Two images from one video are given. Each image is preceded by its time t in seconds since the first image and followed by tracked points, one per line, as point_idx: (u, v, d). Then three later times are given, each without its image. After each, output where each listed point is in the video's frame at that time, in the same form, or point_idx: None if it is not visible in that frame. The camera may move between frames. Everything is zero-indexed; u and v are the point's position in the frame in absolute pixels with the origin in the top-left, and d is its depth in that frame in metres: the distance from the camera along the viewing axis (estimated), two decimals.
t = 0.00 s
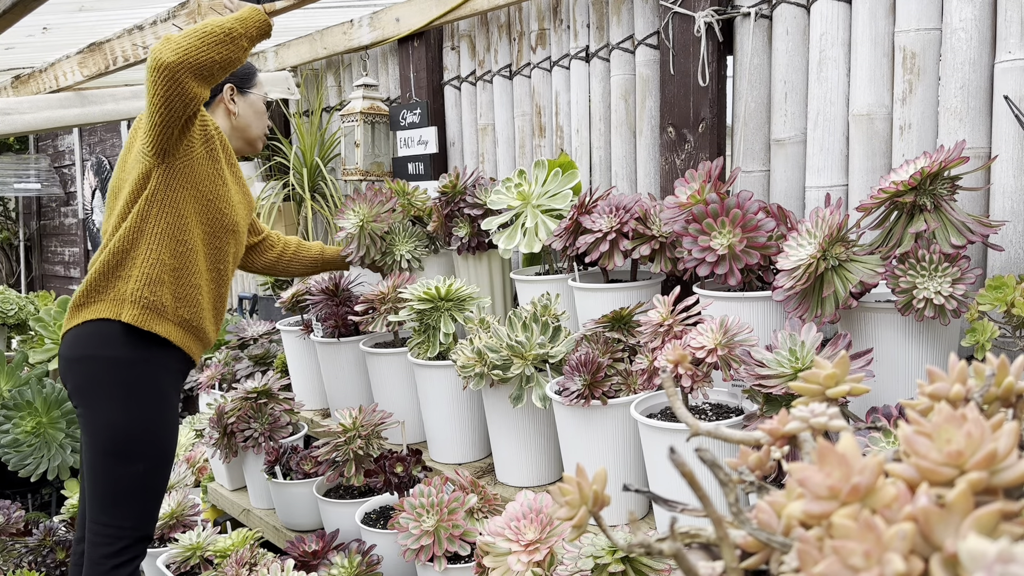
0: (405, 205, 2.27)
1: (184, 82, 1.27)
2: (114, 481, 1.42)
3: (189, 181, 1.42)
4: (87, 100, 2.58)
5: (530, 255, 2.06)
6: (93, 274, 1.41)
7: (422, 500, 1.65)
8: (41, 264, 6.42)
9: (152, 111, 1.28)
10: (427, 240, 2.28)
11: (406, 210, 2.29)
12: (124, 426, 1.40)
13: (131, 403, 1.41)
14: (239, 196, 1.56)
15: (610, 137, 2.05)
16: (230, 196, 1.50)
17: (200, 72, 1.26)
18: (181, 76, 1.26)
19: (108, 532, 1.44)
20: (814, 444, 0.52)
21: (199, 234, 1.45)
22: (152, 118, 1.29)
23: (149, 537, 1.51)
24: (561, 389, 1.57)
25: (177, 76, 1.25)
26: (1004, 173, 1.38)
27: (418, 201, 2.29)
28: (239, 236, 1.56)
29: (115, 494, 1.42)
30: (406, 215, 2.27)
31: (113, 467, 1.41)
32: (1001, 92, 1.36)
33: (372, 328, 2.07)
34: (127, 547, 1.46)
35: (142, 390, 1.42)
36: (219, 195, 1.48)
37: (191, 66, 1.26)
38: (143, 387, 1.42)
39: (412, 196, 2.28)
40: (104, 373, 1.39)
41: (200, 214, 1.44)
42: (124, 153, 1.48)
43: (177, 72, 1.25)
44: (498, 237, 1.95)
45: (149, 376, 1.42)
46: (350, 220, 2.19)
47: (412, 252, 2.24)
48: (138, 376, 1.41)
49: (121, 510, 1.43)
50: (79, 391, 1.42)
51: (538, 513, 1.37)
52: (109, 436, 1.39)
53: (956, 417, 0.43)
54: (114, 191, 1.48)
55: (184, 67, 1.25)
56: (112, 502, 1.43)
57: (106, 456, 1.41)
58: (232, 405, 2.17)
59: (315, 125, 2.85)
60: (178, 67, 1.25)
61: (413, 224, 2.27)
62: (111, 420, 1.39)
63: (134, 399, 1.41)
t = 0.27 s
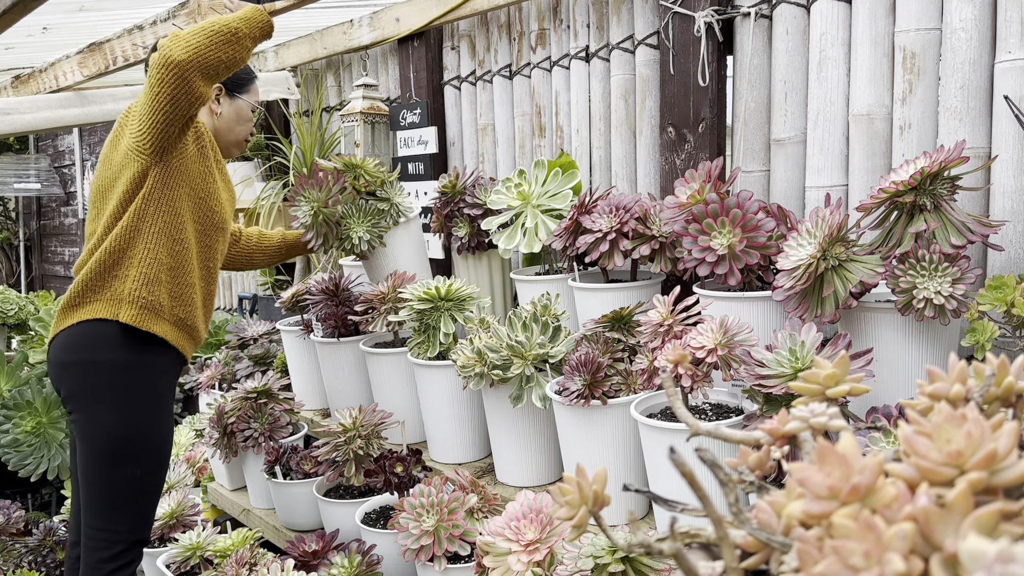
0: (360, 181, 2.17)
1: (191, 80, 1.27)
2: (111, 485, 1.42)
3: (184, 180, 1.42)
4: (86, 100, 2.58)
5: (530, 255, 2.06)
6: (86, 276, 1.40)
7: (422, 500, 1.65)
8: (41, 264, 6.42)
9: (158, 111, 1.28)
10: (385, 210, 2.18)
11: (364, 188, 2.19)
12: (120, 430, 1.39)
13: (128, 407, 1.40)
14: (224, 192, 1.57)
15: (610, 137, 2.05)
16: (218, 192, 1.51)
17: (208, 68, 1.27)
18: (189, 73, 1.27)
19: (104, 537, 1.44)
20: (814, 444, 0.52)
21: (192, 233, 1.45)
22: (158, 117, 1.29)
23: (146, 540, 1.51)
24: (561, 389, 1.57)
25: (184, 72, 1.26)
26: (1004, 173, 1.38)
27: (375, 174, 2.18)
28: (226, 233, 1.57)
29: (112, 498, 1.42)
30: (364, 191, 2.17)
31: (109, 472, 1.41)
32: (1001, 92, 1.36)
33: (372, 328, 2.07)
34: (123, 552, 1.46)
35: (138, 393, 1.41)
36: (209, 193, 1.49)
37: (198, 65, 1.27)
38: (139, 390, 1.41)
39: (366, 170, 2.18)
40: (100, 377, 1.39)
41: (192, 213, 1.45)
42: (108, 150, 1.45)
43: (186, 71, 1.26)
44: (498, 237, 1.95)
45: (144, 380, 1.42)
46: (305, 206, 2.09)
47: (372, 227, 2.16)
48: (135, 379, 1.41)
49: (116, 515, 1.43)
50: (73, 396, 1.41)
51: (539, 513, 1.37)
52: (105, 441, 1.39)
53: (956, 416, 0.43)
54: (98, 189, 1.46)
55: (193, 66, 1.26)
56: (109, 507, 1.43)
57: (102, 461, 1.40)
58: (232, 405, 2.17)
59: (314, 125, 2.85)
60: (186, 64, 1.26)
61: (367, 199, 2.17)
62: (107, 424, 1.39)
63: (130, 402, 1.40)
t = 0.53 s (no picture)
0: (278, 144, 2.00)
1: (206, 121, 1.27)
2: (95, 492, 1.42)
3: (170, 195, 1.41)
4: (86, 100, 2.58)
5: (530, 255, 2.06)
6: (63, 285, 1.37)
7: (422, 500, 1.65)
8: (41, 265, 6.43)
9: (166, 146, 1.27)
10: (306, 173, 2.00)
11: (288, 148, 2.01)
12: (100, 437, 1.40)
13: (107, 413, 1.40)
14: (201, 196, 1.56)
15: (610, 137, 2.05)
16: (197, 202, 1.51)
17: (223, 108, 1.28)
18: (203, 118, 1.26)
19: (90, 543, 1.44)
20: (814, 444, 0.52)
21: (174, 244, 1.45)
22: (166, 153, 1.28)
23: (133, 544, 1.52)
24: (561, 389, 1.57)
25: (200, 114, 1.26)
26: (1004, 173, 1.38)
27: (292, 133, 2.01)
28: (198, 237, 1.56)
29: (98, 505, 1.42)
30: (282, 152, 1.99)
31: (92, 479, 1.41)
32: (1001, 92, 1.36)
33: (372, 328, 2.07)
34: (111, 557, 1.46)
35: (116, 400, 1.41)
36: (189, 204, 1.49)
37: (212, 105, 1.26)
38: (118, 397, 1.41)
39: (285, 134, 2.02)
40: (76, 387, 1.38)
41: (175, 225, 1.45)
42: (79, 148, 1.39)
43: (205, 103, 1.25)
44: (498, 237, 1.95)
45: (122, 386, 1.42)
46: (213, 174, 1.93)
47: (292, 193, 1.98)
48: (112, 386, 1.41)
49: (102, 521, 1.44)
50: (50, 406, 1.40)
51: (539, 513, 1.37)
52: (86, 449, 1.39)
53: (956, 417, 0.43)
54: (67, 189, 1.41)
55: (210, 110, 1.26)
56: (95, 513, 1.43)
57: (84, 469, 1.40)
58: (232, 405, 2.17)
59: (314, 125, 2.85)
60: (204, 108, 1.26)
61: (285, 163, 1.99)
62: (87, 432, 1.39)
63: (108, 409, 1.40)
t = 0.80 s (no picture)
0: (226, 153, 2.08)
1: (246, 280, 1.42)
2: (102, 495, 1.39)
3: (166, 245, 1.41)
4: (86, 100, 2.58)
5: (530, 255, 2.06)
6: (53, 325, 1.31)
7: (422, 500, 1.65)
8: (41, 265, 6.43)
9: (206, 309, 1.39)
10: (239, 185, 2.06)
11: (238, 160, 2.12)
12: (104, 438, 1.37)
13: (110, 414, 1.38)
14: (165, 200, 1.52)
15: (610, 137, 2.05)
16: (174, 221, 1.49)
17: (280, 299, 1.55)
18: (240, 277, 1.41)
19: (100, 544, 1.42)
20: (814, 444, 0.52)
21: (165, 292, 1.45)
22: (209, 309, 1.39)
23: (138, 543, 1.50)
24: (561, 389, 1.57)
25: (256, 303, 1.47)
26: (1004, 173, 1.38)
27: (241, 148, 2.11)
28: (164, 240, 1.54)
29: (106, 506, 1.40)
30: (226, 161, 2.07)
31: (99, 481, 1.39)
32: (1001, 92, 1.36)
33: (372, 328, 2.07)
34: (122, 555, 1.45)
35: (118, 399, 1.39)
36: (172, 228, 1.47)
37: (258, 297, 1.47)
38: (119, 398, 1.39)
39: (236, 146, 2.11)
40: (76, 390, 1.35)
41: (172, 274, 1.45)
42: (57, 180, 1.27)
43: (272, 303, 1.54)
44: (498, 237, 1.95)
45: (117, 387, 1.39)
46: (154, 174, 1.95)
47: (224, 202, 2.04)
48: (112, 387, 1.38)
49: (111, 521, 1.42)
50: (46, 414, 1.36)
51: (539, 513, 1.37)
52: (91, 451, 1.37)
53: (956, 417, 0.43)
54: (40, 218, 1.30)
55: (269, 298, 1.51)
56: (103, 514, 1.40)
57: (89, 472, 1.38)
58: (232, 405, 2.17)
59: (314, 125, 2.85)
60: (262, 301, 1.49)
61: (221, 172, 2.07)
62: (90, 434, 1.36)
63: (111, 408, 1.38)
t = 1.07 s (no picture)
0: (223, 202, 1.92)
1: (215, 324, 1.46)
2: (105, 493, 1.39)
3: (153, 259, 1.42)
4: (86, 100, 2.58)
5: (530, 255, 2.06)
6: (47, 335, 1.29)
7: (422, 500, 1.65)
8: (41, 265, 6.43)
9: (172, 347, 1.43)
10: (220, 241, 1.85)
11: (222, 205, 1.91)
12: (107, 437, 1.37)
13: (112, 412, 1.38)
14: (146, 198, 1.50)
15: (610, 137, 2.05)
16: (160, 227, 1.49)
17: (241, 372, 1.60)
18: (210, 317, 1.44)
19: (106, 542, 1.42)
20: (814, 444, 0.52)
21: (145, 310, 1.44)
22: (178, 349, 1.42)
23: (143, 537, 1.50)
24: (561, 389, 1.57)
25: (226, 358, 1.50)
26: (1004, 173, 1.38)
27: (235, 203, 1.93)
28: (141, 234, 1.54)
29: (112, 503, 1.40)
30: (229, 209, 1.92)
31: (103, 479, 1.39)
32: (1001, 92, 1.36)
33: (372, 328, 2.07)
34: (129, 550, 1.45)
35: (118, 397, 1.39)
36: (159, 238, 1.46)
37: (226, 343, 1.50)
38: (119, 396, 1.39)
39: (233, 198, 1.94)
40: (77, 391, 1.34)
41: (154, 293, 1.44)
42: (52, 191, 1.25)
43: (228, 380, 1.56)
44: (498, 237, 1.95)
45: (109, 385, 1.37)
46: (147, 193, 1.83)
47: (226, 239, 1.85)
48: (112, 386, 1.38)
49: (115, 519, 1.42)
50: (45, 418, 1.35)
51: (538, 513, 1.37)
52: (94, 451, 1.36)
53: (956, 417, 0.43)
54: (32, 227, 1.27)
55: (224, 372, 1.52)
56: (109, 511, 1.41)
57: (92, 471, 1.37)
58: (232, 405, 2.17)
59: (314, 125, 2.85)
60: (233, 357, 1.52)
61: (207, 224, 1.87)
62: (93, 434, 1.36)
63: (113, 407, 1.38)
